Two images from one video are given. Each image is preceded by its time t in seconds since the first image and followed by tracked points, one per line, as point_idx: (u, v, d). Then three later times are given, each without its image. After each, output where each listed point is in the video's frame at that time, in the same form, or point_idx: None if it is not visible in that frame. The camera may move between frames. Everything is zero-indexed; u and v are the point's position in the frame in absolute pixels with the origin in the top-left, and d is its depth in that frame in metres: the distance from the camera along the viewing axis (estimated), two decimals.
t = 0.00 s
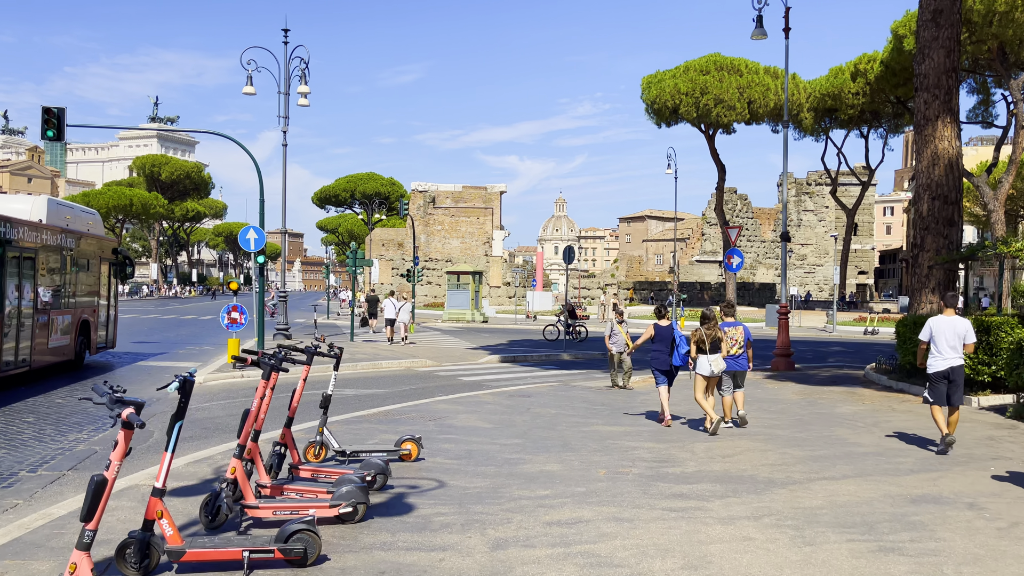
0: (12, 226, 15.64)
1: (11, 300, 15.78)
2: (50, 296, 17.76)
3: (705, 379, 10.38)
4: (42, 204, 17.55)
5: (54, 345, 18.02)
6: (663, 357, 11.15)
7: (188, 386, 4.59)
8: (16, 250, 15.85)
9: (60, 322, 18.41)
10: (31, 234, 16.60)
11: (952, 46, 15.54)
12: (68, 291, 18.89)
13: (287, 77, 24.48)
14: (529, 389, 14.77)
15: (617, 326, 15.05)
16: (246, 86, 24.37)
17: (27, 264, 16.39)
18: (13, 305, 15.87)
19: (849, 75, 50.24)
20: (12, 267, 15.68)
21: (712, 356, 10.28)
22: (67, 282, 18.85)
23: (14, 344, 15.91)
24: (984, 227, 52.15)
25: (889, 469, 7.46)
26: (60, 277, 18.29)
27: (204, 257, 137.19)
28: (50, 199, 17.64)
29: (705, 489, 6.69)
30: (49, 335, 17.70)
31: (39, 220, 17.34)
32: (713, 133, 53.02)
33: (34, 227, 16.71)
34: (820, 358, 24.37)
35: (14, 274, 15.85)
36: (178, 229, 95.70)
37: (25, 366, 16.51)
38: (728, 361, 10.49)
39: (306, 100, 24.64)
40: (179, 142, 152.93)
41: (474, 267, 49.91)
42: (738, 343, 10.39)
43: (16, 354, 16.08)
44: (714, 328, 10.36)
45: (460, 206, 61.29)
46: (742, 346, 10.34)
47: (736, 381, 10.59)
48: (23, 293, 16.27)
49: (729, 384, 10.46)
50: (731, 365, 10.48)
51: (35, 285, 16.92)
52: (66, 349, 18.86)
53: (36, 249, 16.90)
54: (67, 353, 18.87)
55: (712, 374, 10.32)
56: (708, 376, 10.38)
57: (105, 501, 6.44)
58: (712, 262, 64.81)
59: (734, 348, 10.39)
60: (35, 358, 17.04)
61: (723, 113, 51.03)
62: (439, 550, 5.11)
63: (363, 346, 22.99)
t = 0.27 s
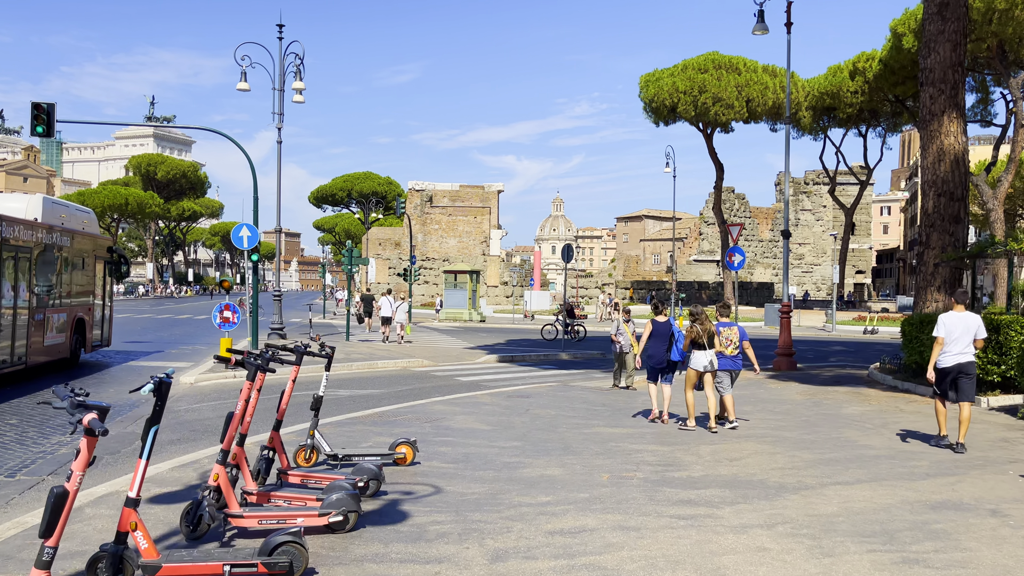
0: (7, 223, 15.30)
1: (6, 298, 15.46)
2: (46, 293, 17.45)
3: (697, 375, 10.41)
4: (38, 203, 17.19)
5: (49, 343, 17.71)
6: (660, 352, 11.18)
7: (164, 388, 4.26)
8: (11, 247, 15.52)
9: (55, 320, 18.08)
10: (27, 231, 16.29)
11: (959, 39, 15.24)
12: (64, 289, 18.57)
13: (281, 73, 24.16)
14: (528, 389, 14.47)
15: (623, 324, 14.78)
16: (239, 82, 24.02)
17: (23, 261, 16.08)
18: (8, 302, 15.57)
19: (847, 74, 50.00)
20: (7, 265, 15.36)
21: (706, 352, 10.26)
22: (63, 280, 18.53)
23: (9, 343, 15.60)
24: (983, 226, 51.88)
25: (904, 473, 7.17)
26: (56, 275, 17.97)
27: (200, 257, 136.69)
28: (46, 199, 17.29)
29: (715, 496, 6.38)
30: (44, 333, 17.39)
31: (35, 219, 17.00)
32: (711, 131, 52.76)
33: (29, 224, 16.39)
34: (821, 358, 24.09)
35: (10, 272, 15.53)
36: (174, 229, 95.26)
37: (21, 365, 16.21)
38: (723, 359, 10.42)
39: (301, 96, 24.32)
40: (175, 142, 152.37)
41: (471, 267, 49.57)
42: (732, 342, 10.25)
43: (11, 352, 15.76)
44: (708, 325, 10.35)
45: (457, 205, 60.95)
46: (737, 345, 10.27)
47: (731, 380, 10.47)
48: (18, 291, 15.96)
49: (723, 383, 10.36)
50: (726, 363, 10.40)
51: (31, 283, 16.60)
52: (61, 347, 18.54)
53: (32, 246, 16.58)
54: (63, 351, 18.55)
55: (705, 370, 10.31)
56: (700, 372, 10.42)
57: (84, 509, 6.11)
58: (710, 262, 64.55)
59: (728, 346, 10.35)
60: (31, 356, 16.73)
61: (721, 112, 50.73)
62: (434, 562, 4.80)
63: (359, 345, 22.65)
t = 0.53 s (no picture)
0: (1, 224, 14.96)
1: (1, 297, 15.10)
2: (42, 293, 17.11)
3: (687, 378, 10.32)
4: (34, 203, 16.81)
5: (44, 343, 17.35)
6: (654, 357, 10.98)
7: (131, 399, 3.90)
8: (5, 247, 15.18)
9: (50, 319, 17.72)
10: (22, 231, 15.95)
11: (967, 33, 14.91)
12: (59, 288, 18.21)
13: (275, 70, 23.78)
14: (526, 392, 14.13)
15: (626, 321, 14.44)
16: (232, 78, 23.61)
17: (19, 261, 15.74)
18: (3, 302, 15.21)
19: (846, 72, 49.71)
20: (1, 266, 15.01)
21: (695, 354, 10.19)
22: (58, 279, 18.16)
23: (5, 343, 15.28)
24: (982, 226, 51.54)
25: (922, 482, 6.82)
26: (51, 275, 17.62)
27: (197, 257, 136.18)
28: (41, 200, 16.92)
29: (726, 508, 6.03)
30: (40, 332, 17.05)
31: (31, 220, 16.65)
32: (709, 131, 52.47)
33: (25, 225, 16.05)
34: (824, 358, 23.77)
35: (5, 272, 15.19)
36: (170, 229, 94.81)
37: (18, 365, 15.88)
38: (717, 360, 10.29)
39: (295, 94, 23.94)
40: (172, 141, 151.87)
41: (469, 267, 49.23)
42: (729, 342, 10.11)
43: (8, 352, 15.43)
44: (696, 328, 10.29)
45: (454, 205, 60.58)
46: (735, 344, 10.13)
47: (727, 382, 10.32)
48: (14, 290, 15.62)
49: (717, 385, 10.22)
50: (721, 365, 10.26)
51: (27, 283, 16.25)
52: (57, 347, 18.19)
53: (28, 247, 16.24)
54: (58, 351, 18.20)
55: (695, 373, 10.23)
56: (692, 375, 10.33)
57: (58, 523, 5.75)
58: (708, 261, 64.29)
59: (724, 347, 10.21)
60: (27, 356, 16.39)
61: (720, 111, 50.41)
62: None
63: (354, 346, 22.29)
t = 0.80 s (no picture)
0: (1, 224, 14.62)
1: None
2: (41, 292, 16.79)
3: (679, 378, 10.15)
4: (33, 204, 16.46)
5: (43, 343, 16.99)
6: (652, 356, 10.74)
7: (98, 409, 3.57)
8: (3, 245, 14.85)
9: (50, 318, 17.39)
10: (20, 232, 15.61)
11: (976, 28, 14.60)
12: (58, 287, 17.89)
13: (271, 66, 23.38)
14: (526, 395, 13.77)
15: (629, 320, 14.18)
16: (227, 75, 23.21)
17: (17, 259, 15.42)
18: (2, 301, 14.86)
19: (846, 71, 49.42)
20: None
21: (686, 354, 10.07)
22: (57, 277, 17.84)
23: (4, 341, 14.98)
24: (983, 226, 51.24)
25: (947, 492, 6.48)
26: (50, 274, 17.27)
27: (193, 257, 135.54)
28: (41, 201, 16.59)
29: (742, 520, 5.69)
30: (39, 332, 16.72)
31: (30, 221, 16.30)
32: (708, 130, 52.10)
33: (23, 225, 15.72)
34: (826, 359, 23.44)
35: (4, 271, 14.88)
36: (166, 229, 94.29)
37: (18, 364, 15.57)
38: (708, 363, 10.18)
39: (290, 91, 23.53)
40: (168, 141, 151.31)
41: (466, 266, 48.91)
42: (723, 345, 10.00)
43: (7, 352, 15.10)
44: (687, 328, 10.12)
45: (452, 204, 60.20)
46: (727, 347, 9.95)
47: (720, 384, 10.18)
48: (13, 289, 15.27)
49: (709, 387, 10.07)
50: (711, 367, 10.14)
51: (26, 282, 15.92)
52: (55, 347, 17.83)
53: (26, 248, 15.90)
54: (57, 350, 17.84)
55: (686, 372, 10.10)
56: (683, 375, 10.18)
57: (32, 539, 5.39)
58: (707, 262, 63.95)
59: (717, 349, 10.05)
60: (27, 354, 16.08)
61: (719, 110, 50.12)
62: None
63: (350, 347, 21.91)
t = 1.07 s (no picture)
0: (1, 224, 14.26)
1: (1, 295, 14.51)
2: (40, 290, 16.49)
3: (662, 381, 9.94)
4: (32, 204, 16.04)
5: (41, 342, 16.64)
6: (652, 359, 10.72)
7: (59, 420, 3.26)
8: (4, 244, 14.57)
9: (49, 317, 17.09)
10: (20, 233, 15.28)
11: (983, 22, 14.31)
12: (57, 285, 17.58)
13: (265, 63, 22.99)
14: (526, 397, 13.44)
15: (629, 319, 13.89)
16: (220, 72, 22.83)
17: (18, 258, 15.13)
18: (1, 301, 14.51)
19: (844, 70, 49.18)
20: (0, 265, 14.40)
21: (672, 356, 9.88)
22: (57, 275, 17.54)
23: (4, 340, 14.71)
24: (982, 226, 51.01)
25: (970, 503, 6.17)
26: (49, 273, 16.92)
27: (188, 257, 134.94)
28: (41, 201, 16.19)
29: (756, 533, 5.38)
30: (39, 330, 16.41)
31: (29, 222, 15.91)
32: (706, 129, 51.77)
33: (23, 226, 15.37)
34: (827, 360, 23.12)
35: (4, 272, 14.59)
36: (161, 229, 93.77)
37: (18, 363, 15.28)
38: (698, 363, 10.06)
39: (285, 87, 23.12)
40: (164, 140, 150.86)
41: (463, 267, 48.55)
42: (711, 343, 9.85)
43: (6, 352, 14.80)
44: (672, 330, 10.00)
45: (448, 204, 59.85)
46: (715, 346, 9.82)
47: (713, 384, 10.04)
48: (11, 289, 14.92)
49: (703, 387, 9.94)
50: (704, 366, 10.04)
51: (26, 281, 15.63)
52: (53, 347, 17.49)
53: (25, 249, 15.55)
54: (54, 351, 17.49)
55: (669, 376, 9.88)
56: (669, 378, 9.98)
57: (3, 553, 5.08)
58: (704, 262, 63.65)
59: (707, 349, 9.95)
60: (26, 353, 15.78)
61: (717, 109, 49.79)
62: None
63: (344, 348, 21.53)
